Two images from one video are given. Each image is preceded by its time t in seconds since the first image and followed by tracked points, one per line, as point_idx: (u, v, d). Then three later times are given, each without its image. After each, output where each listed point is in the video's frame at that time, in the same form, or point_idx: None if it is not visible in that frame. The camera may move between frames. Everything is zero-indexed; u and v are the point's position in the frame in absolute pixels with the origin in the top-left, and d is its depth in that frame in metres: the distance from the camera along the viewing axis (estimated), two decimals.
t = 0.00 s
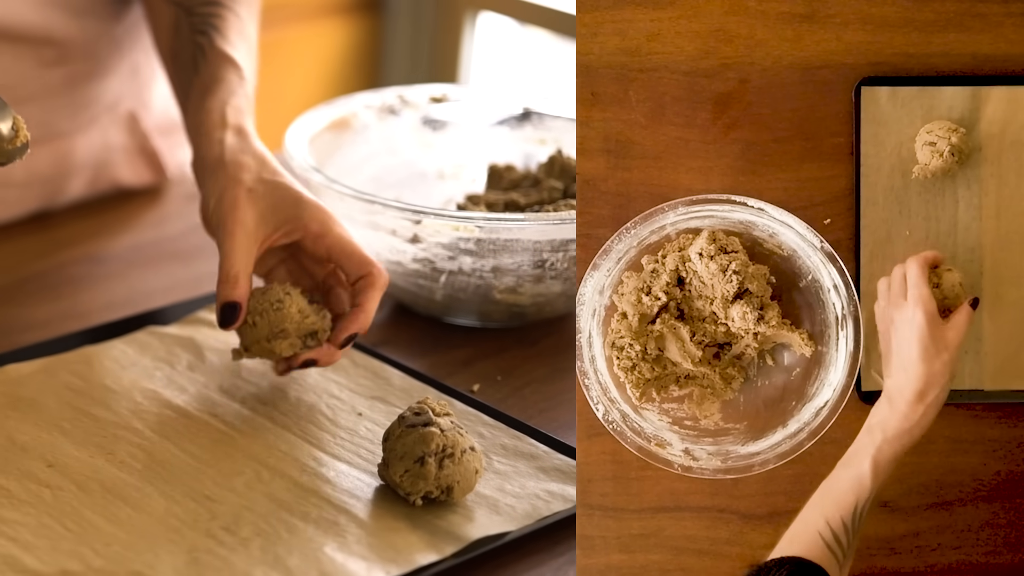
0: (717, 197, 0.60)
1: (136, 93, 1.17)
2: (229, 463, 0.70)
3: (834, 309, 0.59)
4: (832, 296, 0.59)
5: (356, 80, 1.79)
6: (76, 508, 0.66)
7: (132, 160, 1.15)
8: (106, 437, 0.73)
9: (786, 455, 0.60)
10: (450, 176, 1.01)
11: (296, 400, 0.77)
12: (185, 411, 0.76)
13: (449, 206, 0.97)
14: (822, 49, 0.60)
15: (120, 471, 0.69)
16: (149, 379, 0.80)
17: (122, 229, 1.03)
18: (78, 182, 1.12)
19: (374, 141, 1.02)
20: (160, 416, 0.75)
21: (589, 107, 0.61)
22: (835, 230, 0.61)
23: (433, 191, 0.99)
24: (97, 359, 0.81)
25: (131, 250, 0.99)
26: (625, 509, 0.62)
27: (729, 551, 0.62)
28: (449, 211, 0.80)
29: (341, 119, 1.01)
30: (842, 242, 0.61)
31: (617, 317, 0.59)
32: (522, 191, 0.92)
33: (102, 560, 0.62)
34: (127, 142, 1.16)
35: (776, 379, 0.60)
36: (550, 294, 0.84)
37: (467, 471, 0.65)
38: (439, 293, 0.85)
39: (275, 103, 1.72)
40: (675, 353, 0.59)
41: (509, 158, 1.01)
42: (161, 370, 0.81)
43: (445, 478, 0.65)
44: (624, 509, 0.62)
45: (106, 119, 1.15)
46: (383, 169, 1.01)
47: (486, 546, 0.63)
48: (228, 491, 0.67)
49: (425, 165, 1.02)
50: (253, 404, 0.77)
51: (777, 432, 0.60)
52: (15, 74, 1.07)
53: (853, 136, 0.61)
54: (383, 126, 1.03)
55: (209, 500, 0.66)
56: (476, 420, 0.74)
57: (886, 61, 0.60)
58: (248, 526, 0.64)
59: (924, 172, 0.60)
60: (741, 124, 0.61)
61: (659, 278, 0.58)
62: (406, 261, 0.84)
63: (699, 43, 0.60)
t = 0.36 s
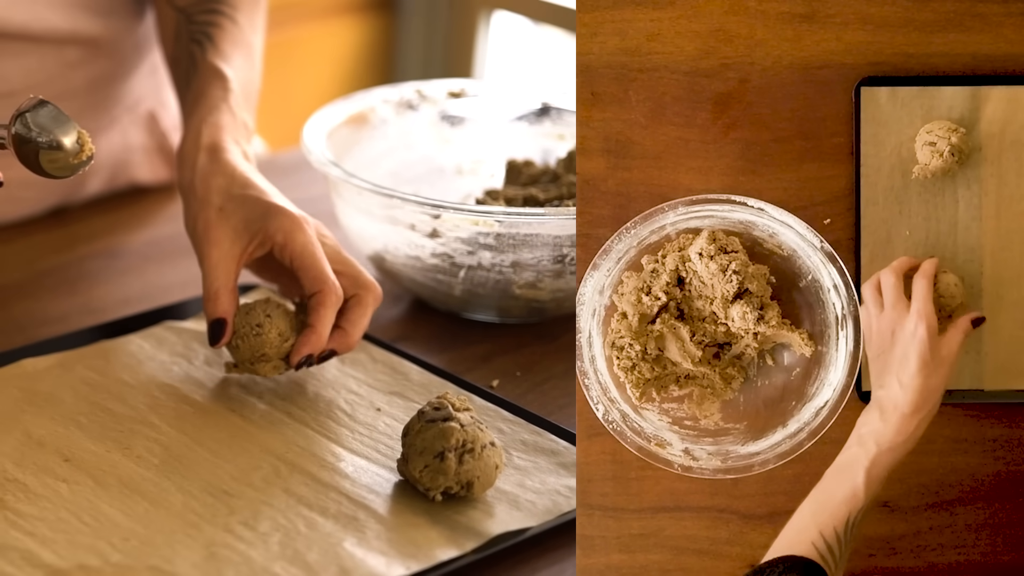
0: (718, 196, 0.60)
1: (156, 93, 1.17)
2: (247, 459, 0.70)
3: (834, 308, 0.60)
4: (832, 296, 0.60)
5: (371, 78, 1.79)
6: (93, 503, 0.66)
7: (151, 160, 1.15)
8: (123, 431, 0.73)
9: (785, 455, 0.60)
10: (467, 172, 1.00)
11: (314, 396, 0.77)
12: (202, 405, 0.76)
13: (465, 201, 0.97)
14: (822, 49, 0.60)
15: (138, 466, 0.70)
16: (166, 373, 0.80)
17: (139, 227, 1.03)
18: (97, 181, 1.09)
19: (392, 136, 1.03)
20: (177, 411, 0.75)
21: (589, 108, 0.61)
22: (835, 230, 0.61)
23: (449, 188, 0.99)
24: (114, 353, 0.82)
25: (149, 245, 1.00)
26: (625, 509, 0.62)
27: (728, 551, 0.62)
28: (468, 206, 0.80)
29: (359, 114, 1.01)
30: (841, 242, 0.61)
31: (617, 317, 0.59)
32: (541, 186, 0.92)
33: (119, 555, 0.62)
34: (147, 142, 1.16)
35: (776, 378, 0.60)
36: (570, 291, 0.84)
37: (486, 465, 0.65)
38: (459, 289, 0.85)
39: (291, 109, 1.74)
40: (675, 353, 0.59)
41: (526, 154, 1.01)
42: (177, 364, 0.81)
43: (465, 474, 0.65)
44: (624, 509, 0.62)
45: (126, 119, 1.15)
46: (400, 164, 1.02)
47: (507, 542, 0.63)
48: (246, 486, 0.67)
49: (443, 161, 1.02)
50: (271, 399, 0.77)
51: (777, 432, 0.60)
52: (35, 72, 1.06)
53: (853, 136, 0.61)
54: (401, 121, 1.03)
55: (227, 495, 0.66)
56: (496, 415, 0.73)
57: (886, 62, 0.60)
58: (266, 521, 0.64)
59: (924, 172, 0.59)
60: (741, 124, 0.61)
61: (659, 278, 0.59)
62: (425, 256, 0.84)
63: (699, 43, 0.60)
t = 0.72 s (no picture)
0: (718, 197, 0.60)
1: (170, 90, 1.17)
2: (261, 457, 0.70)
3: (834, 309, 0.59)
4: (832, 296, 0.59)
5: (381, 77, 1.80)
6: (108, 501, 0.66)
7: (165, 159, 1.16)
8: (137, 429, 0.73)
9: (786, 455, 0.60)
10: (484, 168, 1.00)
11: (329, 393, 0.77)
12: (215, 402, 0.76)
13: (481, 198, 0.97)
14: (824, 50, 0.61)
15: (152, 464, 0.70)
16: (179, 370, 0.80)
17: (151, 226, 1.03)
18: (110, 180, 1.10)
19: (406, 132, 1.02)
20: (191, 409, 0.75)
21: (590, 108, 0.61)
22: (835, 230, 0.62)
23: (464, 185, 0.99)
24: (127, 351, 0.82)
25: (162, 242, 1.00)
26: (624, 508, 0.63)
27: (728, 550, 0.63)
28: (484, 202, 0.79)
29: (374, 110, 1.01)
30: (842, 242, 0.62)
31: (617, 317, 0.58)
32: (556, 184, 0.92)
33: (135, 553, 0.62)
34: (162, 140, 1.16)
35: (776, 379, 0.60)
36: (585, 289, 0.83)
37: (503, 463, 0.66)
38: (474, 286, 0.84)
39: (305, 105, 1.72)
40: (675, 353, 0.59)
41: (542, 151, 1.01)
42: (190, 361, 0.81)
43: (482, 471, 0.65)
44: (624, 509, 0.63)
45: (142, 117, 1.15)
46: (415, 161, 1.02)
47: (523, 541, 0.63)
48: (261, 484, 0.67)
49: (459, 157, 1.02)
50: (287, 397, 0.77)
51: (777, 432, 0.60)
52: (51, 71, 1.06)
53: (853, 136, 0.61)
54: (415, 117, 1.03)
55: (242, 493, 0.67)
56: (511, 413, 0.73)
57: (885, 62, 0.61)
58: (282, 520, 0.64)
59: (924, 172, 0.61)
60: (741, 124, 0.61)
61: (659, 278, 0.58)
62: (440, 253, 0.84)
63: (699, 43, 0.61)
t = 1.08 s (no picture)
0: (717, 196, 0.61)
1: (182, 91, 1.19)
2: (273, 457, 0.70)
3: (834, 308, 0.60)
4: (832, 296, 0.60)
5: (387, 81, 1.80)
6: (119, 502, 0.66)
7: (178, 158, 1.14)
8: (148, 429, 0.73)
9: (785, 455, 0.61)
10: (496, 169, 1.00)
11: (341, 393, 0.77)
12: (228, 403, 0.76)
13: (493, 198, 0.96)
14: (823, 49, 0.61)
15: (163, 464, 0.70)
16: (190, 372, 0.80)
17: (161, 227, 1.03)
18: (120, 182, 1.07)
19: (418, 133, 1.03)
20: (204, 409, 0.75)
21: (589, 107, 0.61)
22: (835, 230, 0.62)
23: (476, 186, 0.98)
24: (138, 351, 0.82)
25: (173, 242, 1.00)
26: (624, 508, 0.62)
27: (730, 551, 0.62)
28: (497, 203, 0.80)
29: (386, 111, 1.02)
30: (842, 242, 0.62)
31: (617, 317, 0.59)
32: (569, 184, 0.92)
33: (146, 554, 0.62)
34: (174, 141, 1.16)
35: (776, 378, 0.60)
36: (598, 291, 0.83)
37: (516, 464, 0.66)
38: (486, 286, 0.84)
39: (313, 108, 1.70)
40: (675, 353, 0.59)
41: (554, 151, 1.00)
42: (202, 363, 0.81)
43: (495, 472, 0.65)
44: (624, 509, 0.62)
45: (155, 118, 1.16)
46: (427, 161, 1.02)
47: (534, 542, 0.63)
48: (273, 485, 0.67)
49: (470, 157, 1.02)
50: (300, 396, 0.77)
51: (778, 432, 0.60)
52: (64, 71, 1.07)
53: (853, 136, 0.62)
54: (427, 117, 1.03)
55: (254, 494, 0.66)
56: (524, 412, 0.72)
57: (885, 63, 0.61)
58: (294, 520, 0.64)
59: (924, 173, 0.60)
60: (742, 124, 0.61)
61: (659, 278, 0.59)
62: (452, 254, 0.84)
63: (699, 43, 0.61)
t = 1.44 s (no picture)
0: (719, 199, 0.76)
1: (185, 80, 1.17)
2: (280, 454, 0.69)
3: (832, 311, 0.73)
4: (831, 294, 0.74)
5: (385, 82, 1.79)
6: (125, 501, 0.66)
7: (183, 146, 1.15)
8: (153, 428, 0.73)
9: (784, 454, 0.75)
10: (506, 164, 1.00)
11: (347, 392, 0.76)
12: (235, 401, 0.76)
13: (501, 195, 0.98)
14: (822, 49, 0.78)
15: (170, 464, 0.69)
16: (196, 371, 0.80)
17: (164, 225, 1.02)
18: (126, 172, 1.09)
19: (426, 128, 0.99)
20: (210, 407, 0.75)
21: (591, 108, 0.78)
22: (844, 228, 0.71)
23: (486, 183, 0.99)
24: (143, 349, 0.82)
25: (179, 238, 1.00)
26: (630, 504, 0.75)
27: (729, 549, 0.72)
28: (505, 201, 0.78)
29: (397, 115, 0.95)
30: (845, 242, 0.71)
31: (617, 317, 0.72)
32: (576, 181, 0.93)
33: (153, 554, 0.62)
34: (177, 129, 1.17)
35: (777, 377, 0.75)
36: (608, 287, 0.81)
37: (525, 463, 0.65)
38: (494, 284, 0.83)
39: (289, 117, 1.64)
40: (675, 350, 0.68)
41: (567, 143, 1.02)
42: (208, 361, 0.81)
43: (504, 472, 0.64)
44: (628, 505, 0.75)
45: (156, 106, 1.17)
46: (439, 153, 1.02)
47: (540, 544, 0.62)
48: (280, 484, 0.66)
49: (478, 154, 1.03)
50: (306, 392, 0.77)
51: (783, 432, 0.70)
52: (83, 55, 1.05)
53: (853, 136, 0.79)
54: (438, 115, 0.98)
55: (261, 494, 0.66)
56: (533, 412, 0.69)
57: (885, 63, 0.79)
58: (302, 519, 0.64)
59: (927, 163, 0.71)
60: (740, 124, 0.78)
61: (658, 279, 0.73)
62: (460, 251, 0.84)
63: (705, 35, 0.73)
